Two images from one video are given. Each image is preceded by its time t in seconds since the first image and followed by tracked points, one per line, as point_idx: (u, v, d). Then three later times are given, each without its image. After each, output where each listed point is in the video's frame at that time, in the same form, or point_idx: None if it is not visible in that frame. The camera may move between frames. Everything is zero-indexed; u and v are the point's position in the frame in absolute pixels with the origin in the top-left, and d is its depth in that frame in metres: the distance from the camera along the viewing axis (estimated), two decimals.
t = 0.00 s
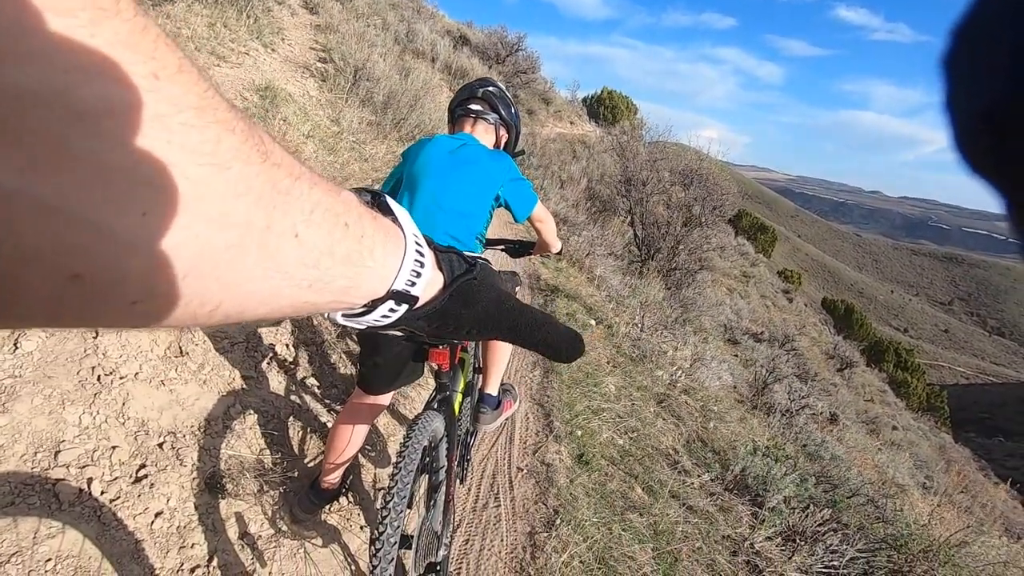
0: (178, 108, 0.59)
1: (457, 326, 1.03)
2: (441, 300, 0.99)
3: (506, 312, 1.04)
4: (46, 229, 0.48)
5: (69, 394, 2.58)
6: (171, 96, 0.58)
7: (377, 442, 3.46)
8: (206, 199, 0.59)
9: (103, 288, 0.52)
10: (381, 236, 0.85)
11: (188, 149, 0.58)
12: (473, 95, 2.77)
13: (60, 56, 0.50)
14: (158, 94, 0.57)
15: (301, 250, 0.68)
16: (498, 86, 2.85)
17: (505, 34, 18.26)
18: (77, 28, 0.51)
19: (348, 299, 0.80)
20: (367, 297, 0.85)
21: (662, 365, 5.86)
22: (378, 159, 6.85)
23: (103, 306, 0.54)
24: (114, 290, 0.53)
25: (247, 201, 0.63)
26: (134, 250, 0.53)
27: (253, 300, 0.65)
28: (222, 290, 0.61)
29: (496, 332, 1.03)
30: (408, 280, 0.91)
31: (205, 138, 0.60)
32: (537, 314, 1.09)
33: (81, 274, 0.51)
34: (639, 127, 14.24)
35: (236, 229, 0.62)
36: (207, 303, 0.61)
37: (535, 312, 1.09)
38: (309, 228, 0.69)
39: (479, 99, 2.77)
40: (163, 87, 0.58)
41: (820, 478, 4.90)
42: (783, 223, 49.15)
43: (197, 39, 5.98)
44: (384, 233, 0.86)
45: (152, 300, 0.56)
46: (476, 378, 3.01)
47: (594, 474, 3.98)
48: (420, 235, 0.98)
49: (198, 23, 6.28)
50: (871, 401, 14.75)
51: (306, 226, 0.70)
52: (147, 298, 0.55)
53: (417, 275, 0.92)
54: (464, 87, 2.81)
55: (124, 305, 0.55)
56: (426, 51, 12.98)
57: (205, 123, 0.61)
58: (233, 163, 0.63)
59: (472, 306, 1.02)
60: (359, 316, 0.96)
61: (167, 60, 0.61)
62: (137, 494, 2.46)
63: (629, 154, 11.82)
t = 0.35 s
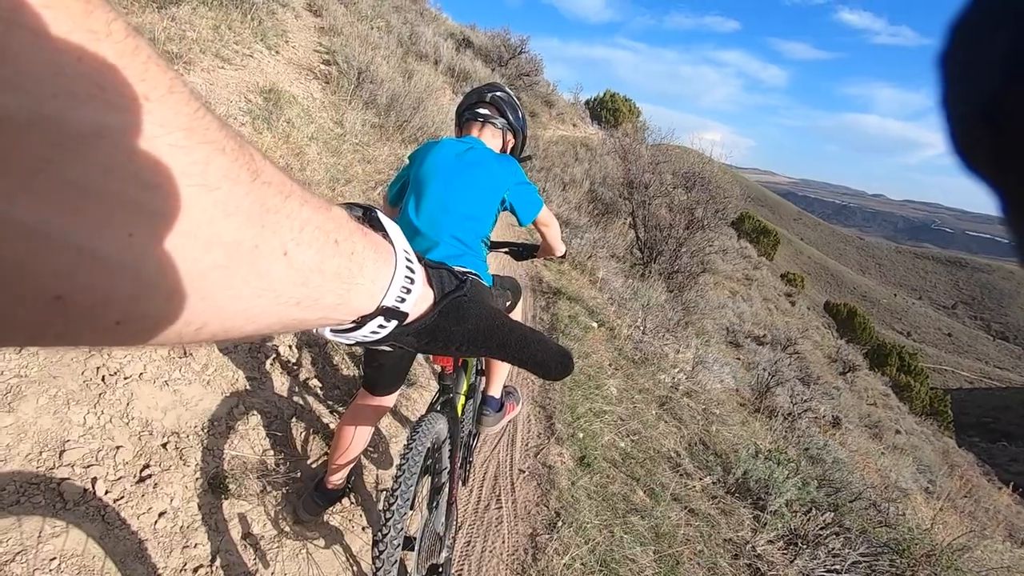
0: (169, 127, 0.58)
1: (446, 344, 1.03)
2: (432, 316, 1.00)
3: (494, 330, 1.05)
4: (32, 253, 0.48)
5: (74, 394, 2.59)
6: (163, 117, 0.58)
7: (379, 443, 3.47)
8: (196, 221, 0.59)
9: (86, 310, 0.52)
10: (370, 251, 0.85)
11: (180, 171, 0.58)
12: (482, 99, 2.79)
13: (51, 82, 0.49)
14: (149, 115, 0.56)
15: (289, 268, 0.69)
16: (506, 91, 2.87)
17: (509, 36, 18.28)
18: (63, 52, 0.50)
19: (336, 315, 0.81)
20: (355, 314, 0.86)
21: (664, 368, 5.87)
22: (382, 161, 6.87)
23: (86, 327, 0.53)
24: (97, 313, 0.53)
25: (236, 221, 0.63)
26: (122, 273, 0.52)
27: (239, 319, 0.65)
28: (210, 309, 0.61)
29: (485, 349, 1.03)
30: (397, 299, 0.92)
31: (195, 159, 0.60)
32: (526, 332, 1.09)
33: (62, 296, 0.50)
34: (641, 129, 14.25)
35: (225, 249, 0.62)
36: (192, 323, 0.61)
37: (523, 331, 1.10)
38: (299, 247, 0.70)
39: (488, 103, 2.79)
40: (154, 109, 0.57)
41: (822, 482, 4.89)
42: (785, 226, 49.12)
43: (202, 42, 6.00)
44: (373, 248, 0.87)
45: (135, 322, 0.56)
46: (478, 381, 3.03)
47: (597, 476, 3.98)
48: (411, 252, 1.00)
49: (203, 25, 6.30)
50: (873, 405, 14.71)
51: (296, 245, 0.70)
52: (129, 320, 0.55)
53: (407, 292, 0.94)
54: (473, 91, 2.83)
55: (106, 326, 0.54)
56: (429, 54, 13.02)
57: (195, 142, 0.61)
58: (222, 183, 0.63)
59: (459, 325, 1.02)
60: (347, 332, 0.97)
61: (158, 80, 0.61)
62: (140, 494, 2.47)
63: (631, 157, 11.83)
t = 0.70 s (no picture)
0: (161, 144, 0.58)
1: (440, 360, 1.03)
2: (427, 333, 1.00)
3: (490, 347, 1.05)
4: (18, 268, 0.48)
5: (76, 395, 2.60)
6: (154, 134, 0.58)
7: (380, 446, 3.47)
8: (187, 236, 0.59)
9: (70, 325, 0.52)
10: (364, 267, 0.86)
11: (171, 189, 0.58)
12: (486, 103, 2.80)
13: (44, 98, 0.49)
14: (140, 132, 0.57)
15: (281, 284, 0.69)
16: (511, 96, 2.88)
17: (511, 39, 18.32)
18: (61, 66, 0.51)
19: (329, 330, 0.81)
20: (349, 330, 0.86)
21: (666, 371, 5.87)
22: (384, 164, 6.88)
23: (69, 342, 0.53)
24: (83, 328, 0.52)
25: (227, 238, 0.63)
26: (109, 288, 0.52)
27: (228, 334, 0.65)
28: (197, 325, 0.61)
29: (480, 366, 1.04)
30: (394, 316, 0.92)
31: (186, 176, 0.60)
32: (518, 351, 1.11)
33: (47, 311, 0.50)
34: (643, 132, 14.26)
35: (215, 264, 0.62)
36: (179, 338, 0.61)
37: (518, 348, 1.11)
38: (291, 263, 0.70)
39: (492, 107, 2.80)
40: (147, 126, 0.58)
41: (824, 486, 4.87)
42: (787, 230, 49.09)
43: (205, 44, 6.02)
44: (368, 264, 0.87)
45: (120, 336, 0.55)
46: (480, 386, 3.03)
47: (598, 479, 3.98)
48: (407, 267, 1.00)
49: (207, 28, 6.33)
50: (876, 409, 14.67)
51: (288, 262, 0.70)
52: (115, 335, 0.55)
53: (401, 308, 0.93)
54: (478, 95, 2.84)
55: (91, 340, 0.54)
56: (432, 56, 13.06)
57: (188, 159, 0.62)
58: (215, 199, 0.63)
59: (456, 344, 1.03)
60: (341, 348, 0.96)
61: (153, 94, 0.61)
62: (142, 495, 2.48)
63: (633, 160, 11.84)
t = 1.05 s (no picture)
0: (163, 134, 0.58)
1: (442, 352, 1.02)
2: (427, 325, 0.99)
3: (492, 340, 1.05)
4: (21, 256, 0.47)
5: (75, 397, 2.59)
6: (157, 123, 0.58)
7: (379, 449, 3.47)
8: (188, 227, 0.58)
9: (73, 315, 0.51)
10: (365, 259, 0.85)
11: (173, 179, 0.58)
12: (486, 106, 2.80)
13: (45, 88, 0.49)
14: (141, 121, 0.57)
15: (283, 275, 0.69)
16: (510, 99, 2.88)
17: (512, 42, 18.33)
18: (61, 57, 0.51)
19: (330, 322, 0.81)
20: (350, 322, 0.86)
21: (666, 374, 5.86)
22: (384, 167, 6.88)
23: (74, 333, 0.53)
24: (86, 318, 0.52)
25: (228, 228, 0.63)
26: (111, 278, 0.52)
27: (231, 325, 0.64)
28: (200, 316, 0.60)
29: (481, 358, 1.04)
30: (394, 308, 0.92)
31: (187, 165, 0.60)
32: (521, 344, 1.10)
33: (49, 302, 0.50)
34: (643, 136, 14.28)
35: (216, 255, 0.61)
36: (182, 329, 0.60)
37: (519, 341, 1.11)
38: (292, 255, 0.70)
39: (492, 111, 2.80)
40: (148, 115, 0.57)
41: (825, 490, 4.86)
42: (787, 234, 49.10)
43: (207, 47, 6.03)
44: (369, 256, 0.87)
45: (123, 327, 0.55)
46: (480, 387, 3.03)
47: (598, 483, 3.97)
48: (407, 260, 1.00)
49: (208, 31, 6.34)
50: (876, 413, 14.65)
51: (290, 253, 0.70)
52: (119, 325, 0.55)
53: (402, 300, 0.93)
54: (477, 98, 2.84)
55: (94, 332, 0.54)
56: (432, 60, 13.08)
57: (189, 149, 0.62)
58: (216, 189, 0.63)
59: (457, 336, 1.02)
60: (343, 339, 0.96)
61: (153, 85, 0.61)
62: (141, 498, 2.47)
63: (634, 164, 11.85)
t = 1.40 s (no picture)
0: (158, 139, 0.59)
1: (438, 357, 1.03)
2: (424, 329, 1.00)
3: (488, 344, 1.05)
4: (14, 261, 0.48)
5: (76, 400, 2.60)
6: (152, 128, 0.59)
7: (380, 452, 3.47)
8: (183, 232, 0.59)
9: (66, 319, 0.52)
10: (361, 264, 0.86)
11: (167, 184, 0.58)
12: (484, 109, 2.81)
13: (40, 94, 0.50)
14: (134, 127, 0.57)
15: (277, 280, 0.69)
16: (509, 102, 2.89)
17: (513, 46, 18.37)
18: (56, 63, 0.52)
19: (325, 327, 0.81)
20: (346, 326, 0.86)
21: (665, 378, 5.86)
22: (384, 170, 6.89)
23: (68, 337, 0.53)
24: (79, 322, 0.53)
25: (223, 233, 0.63)
26: (105, 283, 0.53)
27: (225, 329, 0.65)
28: (195, 320, 0.61)
29: (478, 362, 1.04)
30: (391, 312, 0.92)
31: (183, 170, 0.61)
32: (517, 348, 1.11)
33: (44, 306, 0.51)
34: (643, 139, 14.30)
35: (210, 260, 0.62)
36: (177, 333, 0.61)
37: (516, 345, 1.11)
38: (287, 260, 0.70)
39: (491, 114, 2.81)
40: (142, 121, 0.58)
41: (825, 494, 4.86)
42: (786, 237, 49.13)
43: (208, 50, 6.03)
44: (365, 261, 0.87)
45: (117, 332, 0.56)
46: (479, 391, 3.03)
47: (598, 486, 3.97)
48: (404, 263, 1.00)
49: (209, 35, 6.35)
50: (876, 417, 14.63)
51: (285, 257, 0.70)
52: (112, 330, 0.55)
53: (398, 304, 0.94)
54: (476, 102, 2.86)
55: (88, 336, 0.55)
56: (433, 63, 13.10)
57: (184, 155, 0.62)
58: (211, 194, 0.63)
59: (453, 341, 1.03)
60: (339, 344, 0.96)
61: (148, 91, 0.62)
62: (141, 501, 2.47)
63: (633, 167, 11.87)
